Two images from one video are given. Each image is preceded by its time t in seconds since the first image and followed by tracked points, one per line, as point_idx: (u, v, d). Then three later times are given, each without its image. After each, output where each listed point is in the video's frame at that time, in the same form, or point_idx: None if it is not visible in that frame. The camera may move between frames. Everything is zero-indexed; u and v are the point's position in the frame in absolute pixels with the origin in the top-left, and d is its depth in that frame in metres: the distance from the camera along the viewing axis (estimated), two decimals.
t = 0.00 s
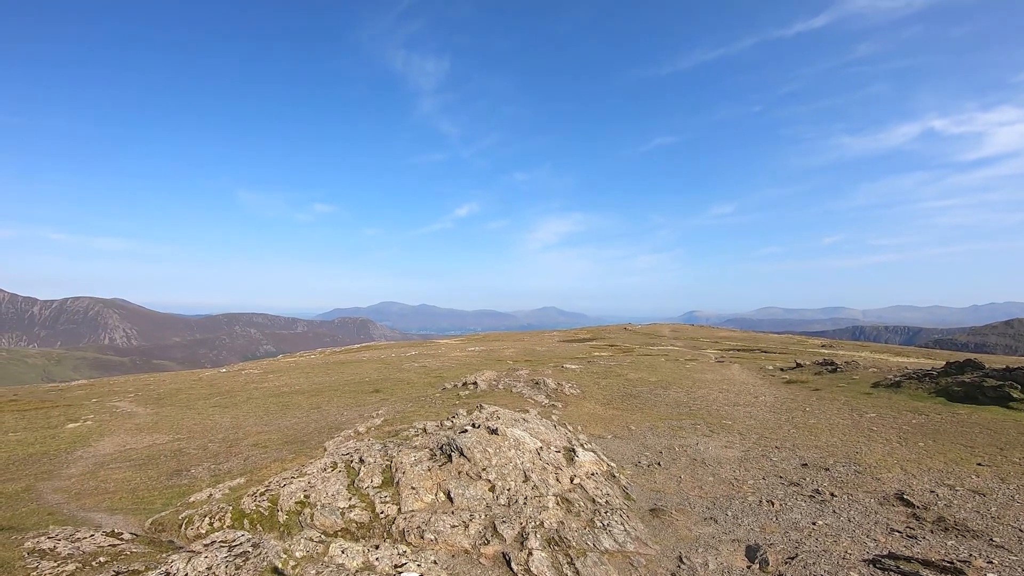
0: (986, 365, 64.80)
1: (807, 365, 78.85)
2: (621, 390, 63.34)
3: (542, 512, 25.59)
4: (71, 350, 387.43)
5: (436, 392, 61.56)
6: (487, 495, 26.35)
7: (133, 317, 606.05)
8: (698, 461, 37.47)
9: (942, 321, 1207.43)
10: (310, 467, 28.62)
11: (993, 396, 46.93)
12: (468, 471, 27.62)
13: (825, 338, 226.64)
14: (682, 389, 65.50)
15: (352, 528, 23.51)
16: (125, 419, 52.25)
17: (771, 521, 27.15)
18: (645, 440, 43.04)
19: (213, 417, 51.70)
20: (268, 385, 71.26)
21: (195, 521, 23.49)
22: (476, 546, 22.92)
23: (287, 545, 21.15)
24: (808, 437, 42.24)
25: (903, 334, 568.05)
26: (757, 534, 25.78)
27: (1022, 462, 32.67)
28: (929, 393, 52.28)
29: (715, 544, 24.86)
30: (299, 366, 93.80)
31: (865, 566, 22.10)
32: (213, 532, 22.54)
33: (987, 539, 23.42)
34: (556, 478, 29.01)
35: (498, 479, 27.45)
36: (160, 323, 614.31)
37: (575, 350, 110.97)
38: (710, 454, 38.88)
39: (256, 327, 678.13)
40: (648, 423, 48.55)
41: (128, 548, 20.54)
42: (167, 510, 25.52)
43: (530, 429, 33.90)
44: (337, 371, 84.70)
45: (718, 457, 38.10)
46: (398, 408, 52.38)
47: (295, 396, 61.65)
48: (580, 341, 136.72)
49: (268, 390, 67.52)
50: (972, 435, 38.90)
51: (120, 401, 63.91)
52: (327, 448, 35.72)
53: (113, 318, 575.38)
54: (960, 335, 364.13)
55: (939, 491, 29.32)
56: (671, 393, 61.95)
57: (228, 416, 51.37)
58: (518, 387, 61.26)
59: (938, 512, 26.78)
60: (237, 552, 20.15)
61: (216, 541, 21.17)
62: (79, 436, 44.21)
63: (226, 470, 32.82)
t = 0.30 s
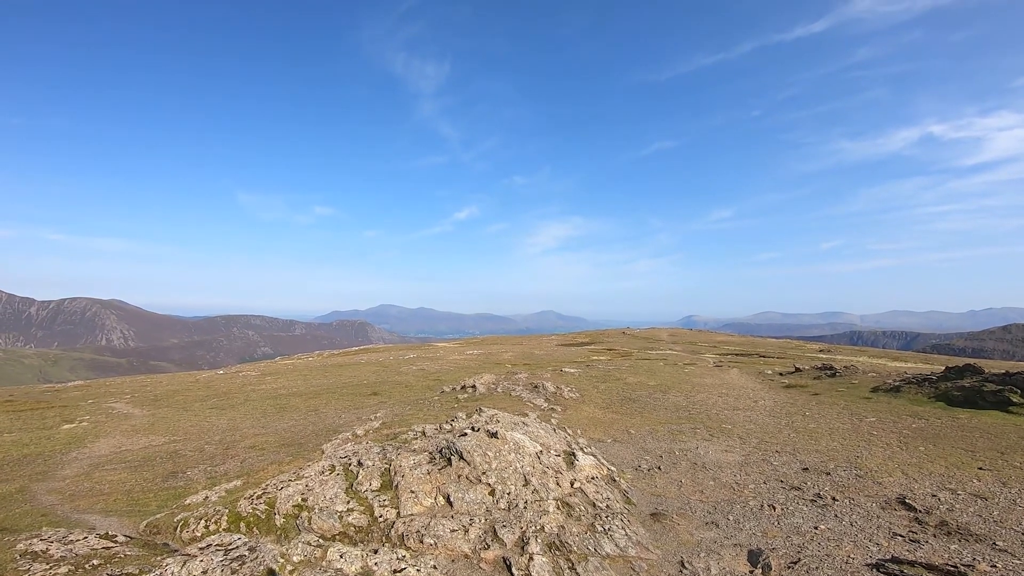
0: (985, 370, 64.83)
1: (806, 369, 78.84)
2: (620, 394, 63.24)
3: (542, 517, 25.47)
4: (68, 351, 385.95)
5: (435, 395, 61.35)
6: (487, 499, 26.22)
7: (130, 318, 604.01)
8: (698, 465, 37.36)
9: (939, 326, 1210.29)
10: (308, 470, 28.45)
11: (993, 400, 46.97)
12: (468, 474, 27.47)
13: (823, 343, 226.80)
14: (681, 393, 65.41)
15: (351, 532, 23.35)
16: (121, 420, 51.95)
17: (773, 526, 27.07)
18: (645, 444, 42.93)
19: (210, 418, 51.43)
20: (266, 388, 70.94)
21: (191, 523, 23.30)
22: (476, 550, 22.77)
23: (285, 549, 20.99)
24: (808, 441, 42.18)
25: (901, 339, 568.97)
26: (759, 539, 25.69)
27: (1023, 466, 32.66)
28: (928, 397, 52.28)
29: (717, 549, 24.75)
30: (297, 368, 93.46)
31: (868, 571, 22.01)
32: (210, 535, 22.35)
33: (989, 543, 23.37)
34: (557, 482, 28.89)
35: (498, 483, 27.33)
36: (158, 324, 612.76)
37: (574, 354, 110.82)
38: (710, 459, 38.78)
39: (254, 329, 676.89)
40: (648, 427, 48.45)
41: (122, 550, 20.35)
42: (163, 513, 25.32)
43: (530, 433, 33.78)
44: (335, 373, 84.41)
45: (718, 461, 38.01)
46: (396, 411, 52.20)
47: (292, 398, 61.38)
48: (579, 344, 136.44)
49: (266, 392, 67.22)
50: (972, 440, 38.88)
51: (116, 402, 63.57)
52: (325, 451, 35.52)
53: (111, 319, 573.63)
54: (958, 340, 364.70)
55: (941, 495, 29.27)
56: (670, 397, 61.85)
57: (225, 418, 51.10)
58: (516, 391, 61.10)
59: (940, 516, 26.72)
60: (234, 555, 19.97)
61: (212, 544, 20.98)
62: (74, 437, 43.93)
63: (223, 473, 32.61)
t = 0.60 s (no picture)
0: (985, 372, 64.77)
1: (806, 373, 78.78)
2: (619, 397, 63.17)
3: (540, 521, 25.38)
4: (67, 354, 385.49)
5: (435, 399, 61.26)
6: (485, 503, 26.14)
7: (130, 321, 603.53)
8: (698, 469, 37.26)
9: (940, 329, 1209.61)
10: (306, 474, 28.36)
11: (993, 403, 46.89)
12: (466, 478, 27.39)
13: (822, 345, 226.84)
14: (681, 396, 65.29)
15: (348, 536, 23.25)
16: (119, 423, 51.82)
17: (772, 529, 26.97)
18: (645, 447, 42.82)
19: (208, 422, 51.35)
20: (265, 391, 70.90)
21: (189, 527, 23.22)
22: (474, 555, 22.66)
23: (281, 554, 20.92)
24: (808, 444, 42.07)
25: (901, 342, 568.59)
26: (758, 542, 25.59)
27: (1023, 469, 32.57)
28: (928, 400, 52.17)
29: (716, 553, 24.63)
30: (296, 372, 93.35)
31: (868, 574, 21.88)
32: (206, 539, 22.25)
33: (990, 546, 23.26)
34: (555, 486, 28.79)
35: (497, 487, 27.26)
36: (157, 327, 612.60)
37: (574, 358, 110.73)
38: (710, 462, 38.67)
39: (254, 332, 676.73)
40: (647, 430, 48.39)
41: (118, 554, 20.21)
42: (160, 516, 25.22)
43: (529, 437, 33.73)
44: (334, 376, 84.32)
45: (717, 465, 37.91)
46: (396, 414, 52.09)
47: (291, 402, 61.29)
48: (578, 348, 136.02)
49: (265, 395, 67.16)
50: (972, 442, 38.79)
51: (114, 405, 63.50)
52: (324, 455, 35.44)
53: (110, 322, 573.41)
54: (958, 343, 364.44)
55: (940, 498, 29.18)
56: (670, 401, 61.74)
57: (224, 422, 51.02)
58: (516, 395, 61.02)
59: (941, 519, 26.60)
60: (230, 560, 19.88)
61: (209, 548, 20.90)
62: (73, 440, 43.86)
63: (222, 476, 32.51)
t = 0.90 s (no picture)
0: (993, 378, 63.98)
1: (811, 379, 78.05)
2: (623, 403, 62.81)
3: (541, 528, 25.20)
4: (75, 358, 388.18)
5: (437, 405, 61.20)
6: (485, 509, 25.98)
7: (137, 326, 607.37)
8: (701, 476, 36.90)
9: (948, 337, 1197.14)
10: (306, 479, 28.31)
11: (1000, 409, 46.29)
12: (466, 484, 27.23)
13: (827, 352, 225.18)
14: (685, 403, 64.90)
15: (346, 541, 23.17)
16: (123, 427, 52.11)
17: (775, 537, 26.64)
18: (647, 454, 42.54)
19: (212, 426, 51.49)
20: (269, 396, 71.06)
21: (188, 531, 23.21)
22: (473, 562, 22.54)
23: (279, 559, 20.85)
24: (812, 451, 41.62)
25: (909, 349, 563.05)
26: (761, 550, 25.28)
27: None
28: (934, 406, 51.56)
29: (718, 561, 24.33)
30: (300, 377, 93.56)
31: None
32: (205, 543, 22.24)
33: (996, 553, 22.86)
34: (556, 493, 28.60)
35: (497, 493, 27.11)
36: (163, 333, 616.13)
37: (577, 364, 110.23)
38: (713, 469, 38.29)
39: (259, 337, 679.45)
40: (650, 437, 48.05)
41: (117, 557, 20.20)
42: (161, 520, 25.22)
43: (530, 443, 33.55)
44: (338, 382, 84.45)
45: (721, 472, 37.53)
46: (398, 420, 52.00)
47: (295, 407, 61.37)
48: (582, 354, 135.67)
49: (268, 400, 67.32)
50: (979, 449, 38.24)
51: (119, 409, 63.84)
52: (326, 460, 35.42)
53: (117, 327, 577.40)
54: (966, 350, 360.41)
55: (946, 505, 28.73)
56: (673, 407, 61.36)
57: (227, 426, 51.16)
58: (519, 401, 60.79)
59: (947, 525, 26.17)
60: (228, 564, 19.84)
61: (208, 552, 20.89)
62: (77, 443, 44.06)
63: (224, 480, 32.55)
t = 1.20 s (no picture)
0: None
1: (839, 385, 75.45)
2: (643, 410, 61.81)
3: (560, 534, 24.86)
4: (109, 364, 401.97)
5: (456, 411, 61.24)
6: (504, 515, 25.78)
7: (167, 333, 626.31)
8: (723, 483, 35.88)
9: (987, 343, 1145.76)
10: (328, 483, 28.56)
11: None
12: (485, 490, 27.09)
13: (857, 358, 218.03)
14: (707, 409, 63.46)
15: (366, 546, 23.21)
16: (151, 430, 53.63)
17: (800, 544, 25.69)
18: (668, 461, 41.64)
19: (236, 430, 52.59)
20: (292, 401, 72.26)
21: (212, 534, 23.61)
22: (491, 567, 22.32)
23: (299, 562, 20.98)
24: (839, 458, 40.10)
25: (945, 355, 540.78)
26: (785, 557, 24.41)
27: None
28: (969, 412, 49.24)
29: (740, 569, 23.59)
30: (322, 383, 94.96)
31: None
32: (228, 546, 22.58)
33: None
34: (575, 499, 28.18)
35: (516, 499, 26.87)
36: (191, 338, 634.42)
37: (597, 370, 109.11)
38: (736, 476, 37.19)
39: (282, 343, 693.63)
40: (671, 444, 47.09)
41: (143, 558, 20.68)
42: (185, 522, 25.74)
43: (550, 449, 33.21)
44: (359, 387, 85.36)
45: (744, 479, 36.43)
46: (417, 426, 52.18)
47: (317, 412, 62.20)
48: (602, 361, 134.34)
49: (291, 405, 68.42)
50: (1017, 455, 36.32)
51: (148, 413, 65.80)
52: (346, 465, 35.74)
53: (148, 333, 597.29)
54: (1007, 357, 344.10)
55: (980, 512, 27.34)
56: (695, 414, 60.05)
57: (251, 430, 52.16)
58: (538, 407, 60.38)
59: (981, 533, 24.89)
60: (250, 566, 20.09)
61: (230, 555, 21.19)
62: (108, 446, 45.48)
63: (247, 484, 33.13)
